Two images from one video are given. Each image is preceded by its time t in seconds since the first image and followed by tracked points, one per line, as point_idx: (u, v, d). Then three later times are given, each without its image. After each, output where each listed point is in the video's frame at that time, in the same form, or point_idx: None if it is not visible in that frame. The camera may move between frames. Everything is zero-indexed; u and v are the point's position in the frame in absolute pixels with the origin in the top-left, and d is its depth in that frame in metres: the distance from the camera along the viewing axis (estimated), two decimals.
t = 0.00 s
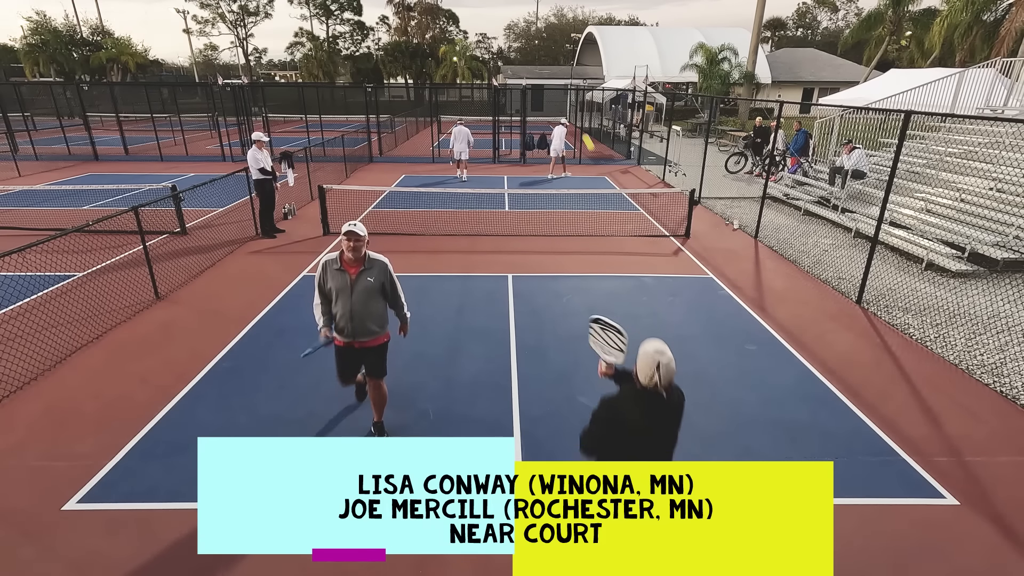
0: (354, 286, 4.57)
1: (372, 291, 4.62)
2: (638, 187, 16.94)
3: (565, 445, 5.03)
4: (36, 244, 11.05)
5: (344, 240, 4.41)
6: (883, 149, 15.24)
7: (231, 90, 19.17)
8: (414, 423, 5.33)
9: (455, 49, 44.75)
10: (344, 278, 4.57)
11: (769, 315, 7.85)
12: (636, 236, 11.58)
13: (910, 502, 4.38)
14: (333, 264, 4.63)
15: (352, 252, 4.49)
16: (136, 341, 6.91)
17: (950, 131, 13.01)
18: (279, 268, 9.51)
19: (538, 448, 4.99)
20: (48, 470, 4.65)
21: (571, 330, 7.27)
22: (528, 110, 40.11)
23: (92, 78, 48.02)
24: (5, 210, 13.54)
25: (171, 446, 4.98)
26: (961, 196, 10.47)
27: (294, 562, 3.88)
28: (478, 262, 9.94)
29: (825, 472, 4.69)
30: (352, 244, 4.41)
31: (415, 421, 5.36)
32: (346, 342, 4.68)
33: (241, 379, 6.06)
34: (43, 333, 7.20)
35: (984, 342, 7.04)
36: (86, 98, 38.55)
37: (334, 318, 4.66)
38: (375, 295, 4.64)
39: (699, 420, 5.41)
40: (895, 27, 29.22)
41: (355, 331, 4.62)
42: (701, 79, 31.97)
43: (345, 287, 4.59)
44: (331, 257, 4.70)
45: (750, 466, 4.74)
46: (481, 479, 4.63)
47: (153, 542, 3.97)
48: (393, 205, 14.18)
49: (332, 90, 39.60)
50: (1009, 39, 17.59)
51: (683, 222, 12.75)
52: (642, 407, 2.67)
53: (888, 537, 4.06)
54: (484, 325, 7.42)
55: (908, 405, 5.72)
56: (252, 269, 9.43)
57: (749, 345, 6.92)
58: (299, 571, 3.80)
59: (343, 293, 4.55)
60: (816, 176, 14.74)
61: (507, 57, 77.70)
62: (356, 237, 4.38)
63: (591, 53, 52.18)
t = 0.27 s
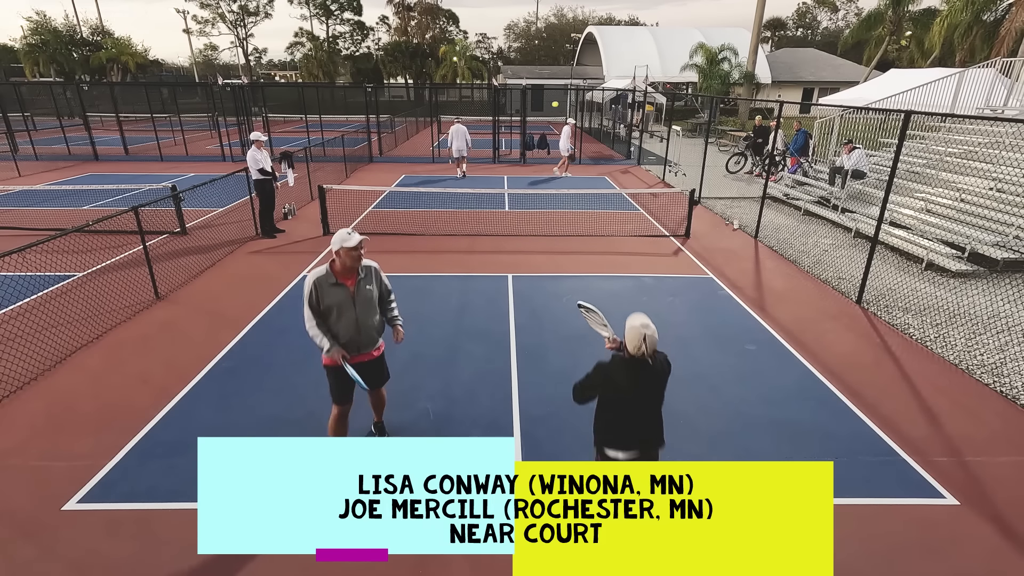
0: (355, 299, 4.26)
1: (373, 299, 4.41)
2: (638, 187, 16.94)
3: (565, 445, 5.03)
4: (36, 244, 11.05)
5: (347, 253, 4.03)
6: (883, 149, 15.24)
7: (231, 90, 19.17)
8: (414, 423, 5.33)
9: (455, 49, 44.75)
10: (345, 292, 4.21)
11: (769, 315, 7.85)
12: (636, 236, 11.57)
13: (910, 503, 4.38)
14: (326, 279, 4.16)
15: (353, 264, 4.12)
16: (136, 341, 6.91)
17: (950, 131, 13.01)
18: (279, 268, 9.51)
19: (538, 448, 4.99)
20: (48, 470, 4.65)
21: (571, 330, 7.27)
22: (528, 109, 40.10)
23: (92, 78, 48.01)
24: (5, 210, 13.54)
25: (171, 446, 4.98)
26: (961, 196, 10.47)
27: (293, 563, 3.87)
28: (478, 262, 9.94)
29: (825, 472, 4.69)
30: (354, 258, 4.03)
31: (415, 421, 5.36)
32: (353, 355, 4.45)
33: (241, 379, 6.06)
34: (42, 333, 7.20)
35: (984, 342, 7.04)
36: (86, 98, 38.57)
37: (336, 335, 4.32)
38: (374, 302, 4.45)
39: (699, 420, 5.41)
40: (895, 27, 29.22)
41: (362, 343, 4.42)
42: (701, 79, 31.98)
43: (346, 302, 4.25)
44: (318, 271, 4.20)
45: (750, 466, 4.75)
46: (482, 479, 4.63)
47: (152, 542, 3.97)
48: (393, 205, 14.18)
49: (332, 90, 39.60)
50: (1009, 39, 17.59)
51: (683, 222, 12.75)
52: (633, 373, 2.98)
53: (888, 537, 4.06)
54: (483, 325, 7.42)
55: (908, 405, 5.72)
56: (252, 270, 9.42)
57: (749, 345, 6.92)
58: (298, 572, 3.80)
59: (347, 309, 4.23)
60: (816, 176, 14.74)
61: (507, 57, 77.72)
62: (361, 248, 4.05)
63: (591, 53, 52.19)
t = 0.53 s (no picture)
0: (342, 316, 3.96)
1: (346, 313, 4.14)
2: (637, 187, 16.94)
3: (565, 445, 5.03)
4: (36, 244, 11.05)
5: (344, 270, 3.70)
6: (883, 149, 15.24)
7: (231, 90, 19.17)
8: (414, 423, 5.33)
9: (455, 49, 44.75)
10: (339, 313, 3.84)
11: (769, 315, 7.86)
12: (636, 236, 11.57)
13: (910, 503, 4.38)
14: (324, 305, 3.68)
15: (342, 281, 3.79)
16: (135, 341, 6.91)
17: (950, 131, 13.01)
18: (279, 268, 9.50)
19: (538, 448, 4.99)
20: (47, 471, 4.65)
21: (570, 330, 7.27)
22: (527, 110, 40.10)
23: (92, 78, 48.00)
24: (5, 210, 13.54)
25: (171, 446, 4.98)
26: (961, 196, 10.47)
27: (293, 563, 3.87)
28: (478, 262, 9.94)
29: (825, 472, 4.69)
30: (349, 275, 3.71)
31: (415, 421, 5.36)
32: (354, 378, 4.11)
33: (241, 379, 6.06)
34: (42, 333, 7.19)
35: (984, 342, 7.04)
36: (86, 98, 38.57)
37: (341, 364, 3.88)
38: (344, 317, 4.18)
39: (699, 420, 5.41)
40: (895, 27, 29.23)
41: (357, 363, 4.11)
42: (701, 79, 31.98)
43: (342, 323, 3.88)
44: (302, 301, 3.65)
45: (750, 466, 4.75)
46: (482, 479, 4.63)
47: (152, 543, 3.96)
48: (393, 205, 14.18)
49: (332, 90, 39.61)
50: (1009, 39, 17.59)
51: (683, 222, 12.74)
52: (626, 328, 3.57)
53: (888, 537, 4.06)
54: (483, 325, 7.42)
55: (908, 405, 5.72)
56: (252, 270, 9.42)
57: (749, 345, 6.92)
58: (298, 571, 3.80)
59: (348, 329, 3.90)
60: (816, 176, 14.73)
61: (507, 57, 77.73)
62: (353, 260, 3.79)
63: (592, 53, 52.19)
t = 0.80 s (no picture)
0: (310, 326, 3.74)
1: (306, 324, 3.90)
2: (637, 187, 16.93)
3: (565, 445, 5.02)
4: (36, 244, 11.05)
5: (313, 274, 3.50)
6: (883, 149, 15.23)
7: (231, 90, 19.16)
8: (414, 423, 5.33)
9: (455, 49, 44.75)
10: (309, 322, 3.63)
11: (769, 315, 7.85)
12: (636, 236, 11.57)
13: (910, 503, 4.38)
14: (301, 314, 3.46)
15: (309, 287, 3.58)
16: (135, 341, 6.91)
17: (950, 131, 13.01)
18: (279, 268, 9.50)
19: (538, 448, 5.00)
20: (47, 470, 4.65)
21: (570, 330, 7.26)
22: (527, 109, 40.09)
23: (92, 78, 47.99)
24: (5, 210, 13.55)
25: (171, 446, 4.98)
26: (961, 196, 10.47)
27: (292, 563, 3.87)
28: (478, 262, 9.93)
29: (825, 472, 4.69)
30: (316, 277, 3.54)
31: (415, 421, 5.36)
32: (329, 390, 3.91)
33: (241, 379, 6.06)
34: (42, 333, 7.20)
35: (984, 342, 7.04)
36: (86, 98, 38.58)
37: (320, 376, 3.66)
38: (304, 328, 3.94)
39: (699, 420, 5.41)
40: (895, 27, 29.23)
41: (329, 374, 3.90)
42: (700, 79, 31.98)
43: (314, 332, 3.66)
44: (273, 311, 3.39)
45: (750, 466, 4.75)
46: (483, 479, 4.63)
47: (151, 543, 3.96)
48: (392, 205, 14.18)
49: (332, 90, 39.60)
50: (1009, 39, 17.58)
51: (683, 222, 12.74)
52: (613, 306, 3.95)
53: (888, 537, 4.06)
54: (483, 325, 7.42)
55: (908, 405, 5.72)
56: (253, 270, 9.42)
57: (749, 345, 6.92)
58: (298, 572, 3.79)
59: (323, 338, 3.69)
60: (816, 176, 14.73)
61: (507, 57, 77.74)
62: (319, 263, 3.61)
63: (591, 53, 52.19)
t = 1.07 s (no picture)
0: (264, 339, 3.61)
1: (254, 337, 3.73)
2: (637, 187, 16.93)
3: (565, 445, 5.03)
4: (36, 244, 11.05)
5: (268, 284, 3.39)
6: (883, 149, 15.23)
7: (231, 90, 19.16)
8: (414, 423, 5.33)
9: (455, 49, 44.76)
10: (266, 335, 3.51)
11: (769, 315, 7.85)
12: (636, 236, 11.57)
13: (910, 503, 4.38)
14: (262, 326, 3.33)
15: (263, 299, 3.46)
16: (135, 341, 6.91)
17: (950, 131, 13.01)
18: (278, 268, 9.50)
19: (538, 447, 5.00)
20: (47, 470, 4.65)
21: (570, 330, 7.26)
22: (528, 109, 40.09)
23: (92, 78, 47.97)
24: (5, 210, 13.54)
25: (171, 446, 4.98)
26: (961, 196, 10.47)
27: (291, 563, 3.87)
28: (478, 262, 9.94)
29: (825, 472, 4.69)
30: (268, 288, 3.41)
31: (415, 421, 5.36)
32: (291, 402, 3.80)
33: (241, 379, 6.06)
34: (42, 333, 7.20)
35: (984, 342, 7.04)
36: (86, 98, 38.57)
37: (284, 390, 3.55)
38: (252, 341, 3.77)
39: (698, 420, 5.41)
40: (895, 27, 29.24)
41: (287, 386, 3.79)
42: (701, 79, 31.98)
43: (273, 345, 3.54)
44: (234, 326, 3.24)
45: (749, 466, 4.75)
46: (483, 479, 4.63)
47: (151, 543, 3.96)
48: (392, 205, 14.18)
49: (332, 90, 39.61)
50: (1009, 39, 17.58)
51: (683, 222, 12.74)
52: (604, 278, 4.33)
53: (887, 537, 4.06)
54: (483, 325, 7.42)
55: (908, 404, 5.73)
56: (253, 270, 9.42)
57: (749, 345, 6.92)
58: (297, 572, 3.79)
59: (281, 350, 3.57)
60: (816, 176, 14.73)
61: (507, 57, 77.75)
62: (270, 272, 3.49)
63: (591, 53, 52.22)
